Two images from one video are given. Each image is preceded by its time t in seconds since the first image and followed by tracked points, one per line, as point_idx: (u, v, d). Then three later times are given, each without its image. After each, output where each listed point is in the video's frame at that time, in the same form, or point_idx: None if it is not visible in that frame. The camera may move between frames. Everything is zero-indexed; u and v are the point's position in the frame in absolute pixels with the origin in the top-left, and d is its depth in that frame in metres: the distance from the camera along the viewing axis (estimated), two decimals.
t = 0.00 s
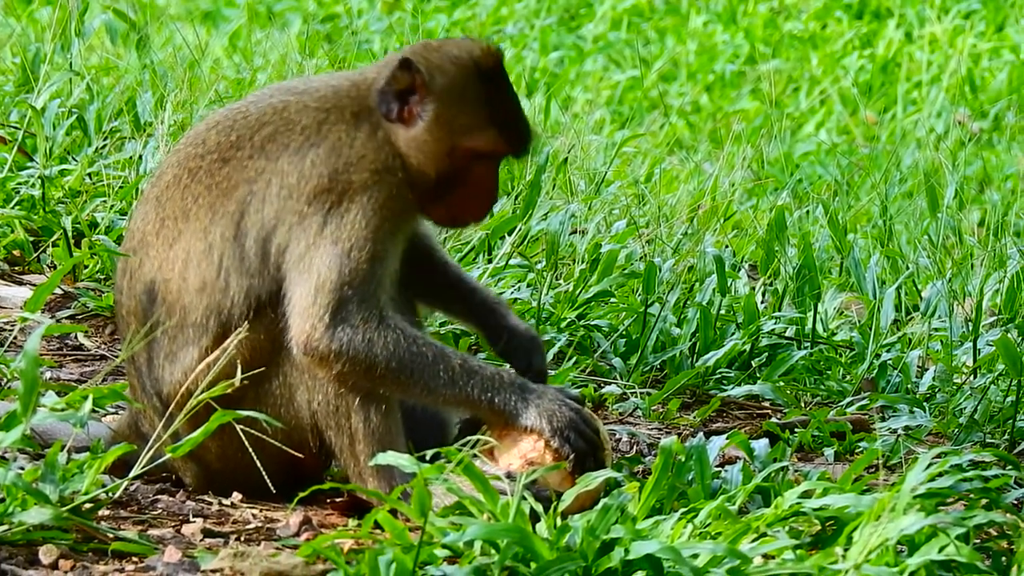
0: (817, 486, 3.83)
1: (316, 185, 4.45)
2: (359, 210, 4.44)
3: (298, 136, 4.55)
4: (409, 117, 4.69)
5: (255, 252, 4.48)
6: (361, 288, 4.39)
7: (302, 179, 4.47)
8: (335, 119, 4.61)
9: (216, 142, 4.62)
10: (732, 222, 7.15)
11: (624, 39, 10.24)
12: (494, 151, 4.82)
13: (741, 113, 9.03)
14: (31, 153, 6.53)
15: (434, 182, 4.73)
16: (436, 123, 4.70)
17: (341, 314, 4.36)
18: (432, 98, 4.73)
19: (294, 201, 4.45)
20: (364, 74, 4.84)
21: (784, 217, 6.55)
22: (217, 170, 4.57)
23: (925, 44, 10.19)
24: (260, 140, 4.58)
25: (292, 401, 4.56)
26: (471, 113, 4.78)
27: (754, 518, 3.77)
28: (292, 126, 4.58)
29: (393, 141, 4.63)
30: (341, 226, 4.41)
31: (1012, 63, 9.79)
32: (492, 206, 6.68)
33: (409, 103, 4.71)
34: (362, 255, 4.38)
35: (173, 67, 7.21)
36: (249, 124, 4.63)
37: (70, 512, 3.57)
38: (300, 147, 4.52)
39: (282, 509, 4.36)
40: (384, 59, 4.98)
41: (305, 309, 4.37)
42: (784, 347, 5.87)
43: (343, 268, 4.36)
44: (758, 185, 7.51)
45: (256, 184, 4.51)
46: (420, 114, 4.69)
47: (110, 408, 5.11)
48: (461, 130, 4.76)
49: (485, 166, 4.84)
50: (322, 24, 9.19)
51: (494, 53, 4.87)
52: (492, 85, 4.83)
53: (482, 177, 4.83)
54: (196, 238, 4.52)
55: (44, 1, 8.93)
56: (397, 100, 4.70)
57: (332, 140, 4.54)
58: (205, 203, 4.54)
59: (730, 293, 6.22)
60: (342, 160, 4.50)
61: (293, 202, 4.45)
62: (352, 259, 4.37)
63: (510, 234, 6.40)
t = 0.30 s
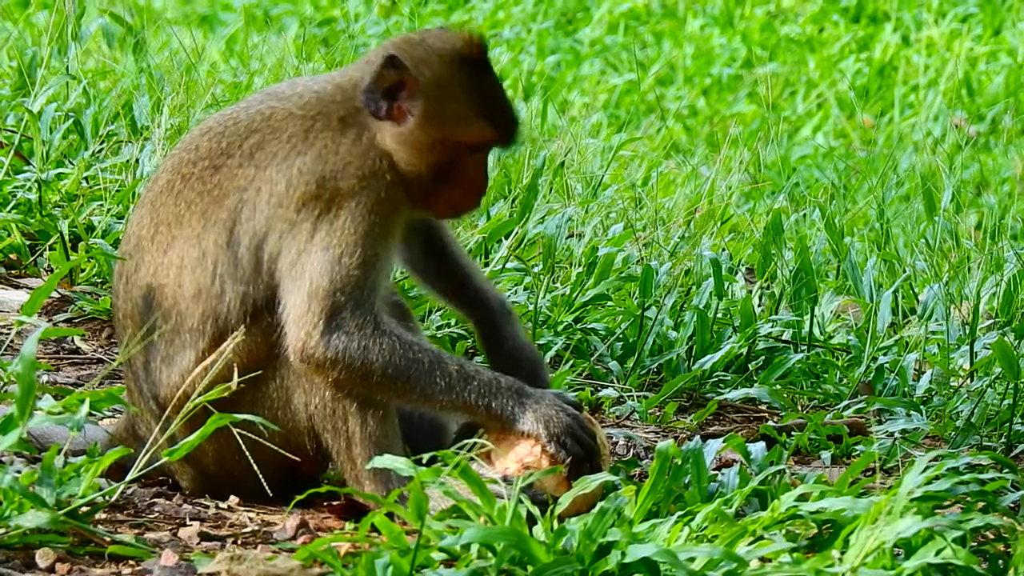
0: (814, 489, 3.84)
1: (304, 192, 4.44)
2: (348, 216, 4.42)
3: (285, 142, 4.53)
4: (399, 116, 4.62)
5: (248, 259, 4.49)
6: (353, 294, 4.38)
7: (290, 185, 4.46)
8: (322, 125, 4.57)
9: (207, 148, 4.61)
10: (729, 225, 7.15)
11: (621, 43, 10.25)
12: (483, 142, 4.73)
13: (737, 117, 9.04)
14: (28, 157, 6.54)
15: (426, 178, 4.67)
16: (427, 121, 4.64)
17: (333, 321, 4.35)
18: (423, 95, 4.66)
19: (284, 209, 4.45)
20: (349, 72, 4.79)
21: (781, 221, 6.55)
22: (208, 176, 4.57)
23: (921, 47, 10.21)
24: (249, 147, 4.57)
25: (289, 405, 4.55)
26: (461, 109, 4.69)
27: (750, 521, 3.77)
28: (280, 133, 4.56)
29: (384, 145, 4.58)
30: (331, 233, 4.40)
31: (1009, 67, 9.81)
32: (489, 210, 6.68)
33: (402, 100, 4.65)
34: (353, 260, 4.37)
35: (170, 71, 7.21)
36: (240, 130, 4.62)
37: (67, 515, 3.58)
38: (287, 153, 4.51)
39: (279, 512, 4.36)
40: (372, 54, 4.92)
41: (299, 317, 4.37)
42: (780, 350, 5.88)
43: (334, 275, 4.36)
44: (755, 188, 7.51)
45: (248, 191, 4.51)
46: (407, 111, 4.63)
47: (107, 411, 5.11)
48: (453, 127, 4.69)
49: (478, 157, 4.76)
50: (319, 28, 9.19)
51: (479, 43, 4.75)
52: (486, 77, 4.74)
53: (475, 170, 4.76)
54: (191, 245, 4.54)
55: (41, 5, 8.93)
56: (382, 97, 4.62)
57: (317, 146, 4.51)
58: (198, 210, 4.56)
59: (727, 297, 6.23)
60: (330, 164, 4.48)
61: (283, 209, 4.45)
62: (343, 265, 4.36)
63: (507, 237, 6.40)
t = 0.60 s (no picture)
0: (811, 490, 3.84)
1: (283, 188, 4.42)
2: (327, 212, 4.39)
3: (273, 131, 4.50)
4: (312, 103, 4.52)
5: (240, 255, 4.52)
6: (341, 294, 4.38)
7: (271, 178, 4.44)
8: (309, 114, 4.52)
9: (210, 140, 4.63)
10: (726, 226, 7.16)
11: (619, 44, 10.25)
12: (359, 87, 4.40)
13: (735, 118, 9.04)
14: (26, 156, 6.54)
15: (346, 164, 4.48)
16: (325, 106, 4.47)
17: (318, 320, 4.36)
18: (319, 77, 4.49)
19: (264, 203, 4.44)
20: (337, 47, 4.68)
21: (779, 222, 6.56)
22: (206, 166, 4.59)
23: (919, 48, 10.21)
24: (244, 136, 4.55)
25: (288, 402, 4.56)
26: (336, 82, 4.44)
27: (748, 522, 3.77)
28: (267, 125, 4.53)
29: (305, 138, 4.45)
30: (314, 230, 4.38)
31: (1007, 68, 9.82)
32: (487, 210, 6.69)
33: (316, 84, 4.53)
34: (337, 258, 4.36)
35: (168, 71, 7.21)
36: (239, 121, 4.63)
37: (65, 515, 3.57)
38: (270, 143, 4.48)
39: (276, 512, 4.36)
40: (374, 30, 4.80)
41: (292, 320, 4.38)
42: (778, 352, 5.86)
43: (319, 274, 4.36)
44: (752, 189, 7.52)
45: (235, 181, 4.52)
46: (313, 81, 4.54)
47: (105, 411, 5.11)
48: (335, 103, 4.44)
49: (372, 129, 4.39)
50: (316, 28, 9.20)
51: None
52: (354, 43, 4.41)
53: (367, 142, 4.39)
54: (189, 237, 4.59)
55: (39, 5, 8.93)
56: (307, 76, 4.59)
57: (290, 140, 4.45)
58: (194, 202, 4.59)
59: (725, 298, 6.23)
60: (304, 153, 4.43)
61: (268, 206, 4.44)
62: (327, 265, 4.36)
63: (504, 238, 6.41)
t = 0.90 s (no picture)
0: (809, 489, 3.85)
1: (255, 189, 4.45)
2: (301, 216, 4.40)
3: (248, 132, 4.55)
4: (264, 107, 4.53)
5: (226, 256, 4.56)
6: (326, 297, 4.38)
7: (248, 177, 4.46)
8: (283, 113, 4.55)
9: (207, 138, 4.70)
10: (724, 225, 7.17)
11: (617, 42, 10.25)
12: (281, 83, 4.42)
13: (733, 117, 9.05)
14: (23, 155, 6.54)
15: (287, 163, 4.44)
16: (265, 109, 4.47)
17: (301, 326, 4.38)
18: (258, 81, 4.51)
19: (241, 204, 4.49)
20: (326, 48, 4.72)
21: (776, 221, 6.56)
22: (196, 161, 4.68)
23: (917, 47, 10.22)
24: (229, 133, 4.62)
25: (288, 400, 4.57)
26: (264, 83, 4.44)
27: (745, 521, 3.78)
28: (255, 125, 4.56)
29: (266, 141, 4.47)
30: (291, 235, 4.41)
31: (1005, 67, 9.83)
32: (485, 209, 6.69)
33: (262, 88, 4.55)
34: (315, 265, 4.37)
35: (165, 70, 7.21)
36: (230, 118, 4.68)
37: (63, 514, 3.57)
38: (248, 144, 4.52)
39: (274, 511, 4.36)
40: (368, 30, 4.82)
41: (281, 326, 4.41)
42: (776, 350, 5.86)
43: (298, 281, 4.38)
44: (750, 188, 7.52)
45: (215, 177, 4.59)
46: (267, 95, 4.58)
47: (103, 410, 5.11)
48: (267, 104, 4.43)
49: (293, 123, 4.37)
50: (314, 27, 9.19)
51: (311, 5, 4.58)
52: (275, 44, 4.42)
53: (290, 138, 4.33)
54: (179, 235, 4.65)
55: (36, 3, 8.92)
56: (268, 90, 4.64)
57: (260, 143, 4.48)
58: (184, 198, 4.67)
59: (722, 297, 6.23)
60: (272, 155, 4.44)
61: (247, 208, 4.47)
62: (306, 271, 4.38)
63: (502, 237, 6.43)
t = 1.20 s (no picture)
0: (807, 482, 3.84)
1: (247, 187, 4.48)
2: (291, 215, 4.42)
3: (238, 130, 4.57)
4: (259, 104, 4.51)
5: (217, 253, 4.59)
6: (317, 295, 4.40)
7: (240, 175, 4.49)
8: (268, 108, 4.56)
9: (201, 130, 4.73)
10: (722, 218, 7.17)
11: (614, 36, 10.24)
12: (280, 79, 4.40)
13: (731, 110, 9.04)
14: (21, 149, 6.54)
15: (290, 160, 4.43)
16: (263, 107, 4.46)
17: (293, 325, 4.40)
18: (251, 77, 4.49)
19: (233, 202, 4.52)
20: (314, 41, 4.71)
21: (775, 214, 6.56)
22: (190, 156, 4.71)
23: (915, 40, 10.22)
24: (222, 130, 4.65)
25: (284, 394, 4.57)
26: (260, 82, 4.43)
27: (743, 514, 3.78)
28: (244, 120, 4.58)
29: (260, 139, 4.48)
30: (281, 234, 4.43)
31: (1003, 60, 9.83)
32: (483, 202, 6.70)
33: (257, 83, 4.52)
34: (306, 264, 4.40)
35: (163, 63, 7.20)
36: (224, 115, 4.70)
37: (60, 507, 3.57)
38: (239, 142, 4.55)
39: (272, 504, 4.35)
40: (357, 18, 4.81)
41: (274, 324, 4.44)
42: (774, 344, 5.87)
43: (289, 280, 4.41)
44: (748, 181, 7.52)
45: (208, 174, 4.62)
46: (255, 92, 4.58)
47: (101, 403, 5.11)
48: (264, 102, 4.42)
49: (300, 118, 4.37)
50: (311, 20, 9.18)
51: None
52: (269, 41, 4.40)
53: (295, 134, 4.34)
54: (172, 230, 4.68)
55: None
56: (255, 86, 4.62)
57: (250, 141, 4.51)
58: (177, 193, 4.71)
59: (720, 290, 6.23)
60: (263, 154, 4.46)
61: (238, 207, 4.50)
62: (297, 270, 4.40)
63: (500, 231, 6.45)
